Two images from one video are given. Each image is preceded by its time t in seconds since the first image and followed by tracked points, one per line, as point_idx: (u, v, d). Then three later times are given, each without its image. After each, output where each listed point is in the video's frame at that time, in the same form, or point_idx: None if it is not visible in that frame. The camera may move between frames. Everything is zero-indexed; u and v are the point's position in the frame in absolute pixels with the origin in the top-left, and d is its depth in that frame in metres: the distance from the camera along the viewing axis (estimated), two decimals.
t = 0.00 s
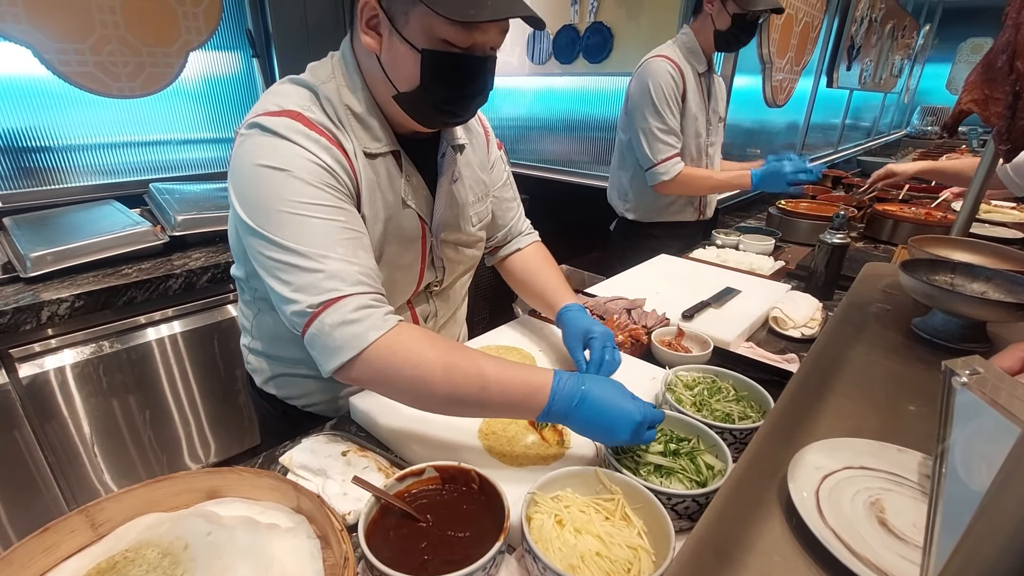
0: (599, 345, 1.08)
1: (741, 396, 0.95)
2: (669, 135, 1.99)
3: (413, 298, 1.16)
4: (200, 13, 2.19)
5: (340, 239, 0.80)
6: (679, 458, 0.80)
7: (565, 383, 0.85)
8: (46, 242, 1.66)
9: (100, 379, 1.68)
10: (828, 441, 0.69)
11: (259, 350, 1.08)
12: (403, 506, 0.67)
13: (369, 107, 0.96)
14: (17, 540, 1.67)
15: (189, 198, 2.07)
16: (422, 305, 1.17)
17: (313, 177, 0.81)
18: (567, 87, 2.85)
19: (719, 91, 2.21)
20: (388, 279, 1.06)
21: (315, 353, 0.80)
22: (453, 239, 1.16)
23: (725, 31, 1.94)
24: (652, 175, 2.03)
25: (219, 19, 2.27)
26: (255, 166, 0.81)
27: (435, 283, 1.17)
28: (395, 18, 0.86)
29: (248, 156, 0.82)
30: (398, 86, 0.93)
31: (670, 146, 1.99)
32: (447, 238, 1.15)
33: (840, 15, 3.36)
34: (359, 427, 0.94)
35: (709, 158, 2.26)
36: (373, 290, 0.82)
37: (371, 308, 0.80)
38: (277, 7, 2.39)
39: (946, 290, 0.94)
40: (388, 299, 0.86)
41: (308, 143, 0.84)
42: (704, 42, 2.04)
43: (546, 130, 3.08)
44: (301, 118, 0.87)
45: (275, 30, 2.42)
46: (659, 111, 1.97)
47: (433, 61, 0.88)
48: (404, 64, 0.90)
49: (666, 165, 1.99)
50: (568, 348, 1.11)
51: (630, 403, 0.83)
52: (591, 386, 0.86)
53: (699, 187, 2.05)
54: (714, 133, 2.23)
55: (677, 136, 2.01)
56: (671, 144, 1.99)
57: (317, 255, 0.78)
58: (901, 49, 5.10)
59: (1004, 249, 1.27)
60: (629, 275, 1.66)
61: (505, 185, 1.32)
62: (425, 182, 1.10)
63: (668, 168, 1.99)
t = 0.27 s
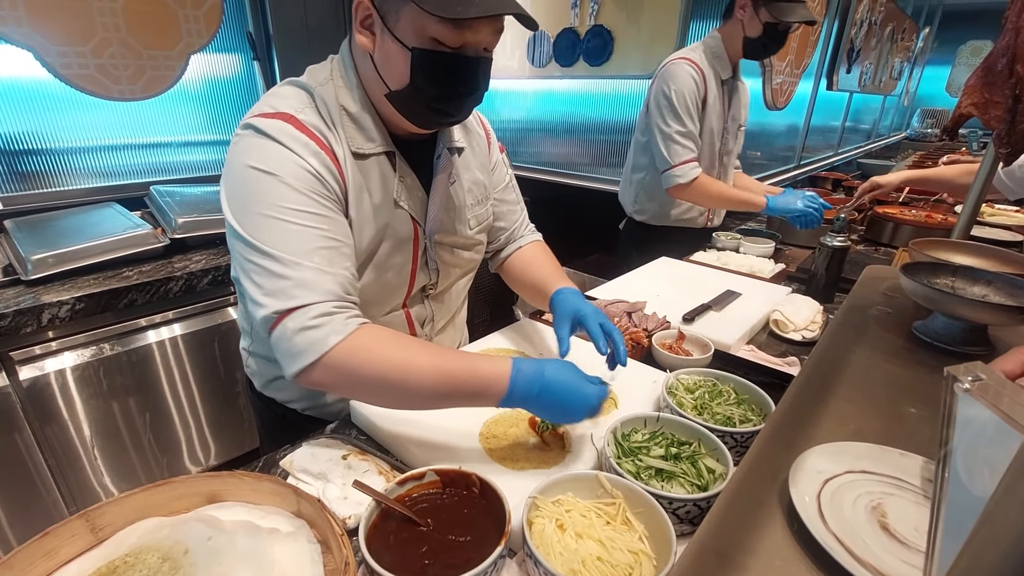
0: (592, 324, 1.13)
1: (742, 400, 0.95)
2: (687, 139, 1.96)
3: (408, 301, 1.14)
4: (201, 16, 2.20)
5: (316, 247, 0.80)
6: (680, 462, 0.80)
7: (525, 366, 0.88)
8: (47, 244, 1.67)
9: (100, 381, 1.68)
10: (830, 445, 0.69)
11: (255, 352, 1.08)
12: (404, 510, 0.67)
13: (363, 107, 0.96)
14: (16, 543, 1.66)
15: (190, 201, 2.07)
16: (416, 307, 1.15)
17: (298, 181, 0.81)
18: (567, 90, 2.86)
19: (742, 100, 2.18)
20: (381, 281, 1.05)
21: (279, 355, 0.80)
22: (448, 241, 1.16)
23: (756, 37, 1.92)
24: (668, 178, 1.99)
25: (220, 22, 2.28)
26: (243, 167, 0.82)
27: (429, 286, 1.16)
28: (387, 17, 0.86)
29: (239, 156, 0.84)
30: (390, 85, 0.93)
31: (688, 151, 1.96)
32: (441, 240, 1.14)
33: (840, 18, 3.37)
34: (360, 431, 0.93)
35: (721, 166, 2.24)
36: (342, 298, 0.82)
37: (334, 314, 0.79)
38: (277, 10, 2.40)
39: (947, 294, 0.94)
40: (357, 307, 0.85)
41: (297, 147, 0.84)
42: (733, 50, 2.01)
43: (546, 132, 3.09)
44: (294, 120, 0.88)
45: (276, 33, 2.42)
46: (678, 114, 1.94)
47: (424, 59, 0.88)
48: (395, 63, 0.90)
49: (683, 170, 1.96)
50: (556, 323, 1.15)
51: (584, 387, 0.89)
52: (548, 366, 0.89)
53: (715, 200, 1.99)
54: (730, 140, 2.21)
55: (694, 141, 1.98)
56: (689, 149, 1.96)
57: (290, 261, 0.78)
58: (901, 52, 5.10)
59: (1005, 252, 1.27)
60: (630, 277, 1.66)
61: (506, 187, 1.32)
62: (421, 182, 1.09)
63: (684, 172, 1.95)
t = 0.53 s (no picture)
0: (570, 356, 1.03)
1: (743, 402, 0.95)
2: (701, 143, 1.94)
3: (397, 300, 1.13)
4: (202, 18, 2.21)
5: (291, 243, 0.81)
6: (681, 464, 0.80)
7: (496, 372, 0.88)
8: (48, 246, 1.67)
9: (101, 383, 1.68)
10: (831, 447, 0.68)
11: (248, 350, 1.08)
12: (404, 512, 0.67)
13: (348, 102, 0.95)
14: (16, 546, 1.66)
15: (190, 203, 2.08)
16: (404, 308, 1.15)
17: (276, 177, 0.82)
18: (567, 91, 2.87)
19: (768, 109, 2.14)
20: (365, 279, 1.04)
21: (253, 348, 0.81)
22: (438, 243, 1.15)
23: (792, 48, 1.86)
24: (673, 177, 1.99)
25: (221, 24, 2.29)
26: (226, 162, 0.83)
27: (418, 287, 1.14)
28: (370, 14, 0.87)
29: (224, 151, 0.85)
30: (373, 81, 0.93)
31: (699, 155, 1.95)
32: (430, 240, 1.13)
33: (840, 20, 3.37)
34: (360, 432, 0.93)
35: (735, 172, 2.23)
36: (316, 295, 0.82)
37: (307, 310, 0.80)
38: (279, 12, 2.40)
39: (948, 295, 0.93)
40: (334, 305, 0.85)
41: (277, 142, 0.84)
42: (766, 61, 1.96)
43: (547, 134, 3.09)
44: (277, 116, 0.88)
45: (277, 36, 2.43)
46: (699, 120, 1.92)
47: (405, 57, 0.88)
48: (378, 60, 0.91)
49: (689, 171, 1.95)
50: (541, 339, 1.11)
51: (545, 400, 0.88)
52: (519, 372, 0.88)
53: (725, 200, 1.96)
54: (749, 148, 2.18)
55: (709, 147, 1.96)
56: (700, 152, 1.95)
57: (264, 256, 0.78)
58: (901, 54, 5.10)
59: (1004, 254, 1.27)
60: (631, 279, 1.66)
61: (506, 190, 1.31)
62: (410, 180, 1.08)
63: (686, 175, 1.95)
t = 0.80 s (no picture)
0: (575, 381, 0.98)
1: (744, 404, 0.95)
2: (714, 152, 1.93)
3: (397, 302, 1.14)
4: (203, 21, 2.22)
5: (295, 244, 0.81)
6: (682, 466, 0.80)
7: (500, 373, 0.87)
8: (49, 248, 1.67)
9: (101, 384, 1.68)
10: (832, 450, 0.68)
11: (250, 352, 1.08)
12: (405, 514, 0.67)
13: (349, 105, 0.96)
14: (16, 548, 1.65)
15: (191, 204, 2.08)
16: (404, 310, 1.15)
17: (279, 179, 0.82)
18: (567, 94, 2.87)
19: (782, 118, 2.13)
20: (364, 280, 1.05)
21: (258, 351, 0.81)
22: (436, 245, 1.15)
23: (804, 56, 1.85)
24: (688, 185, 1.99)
25: (222, 27, 2.30)
26: (229, 166, 0.84)
27: (418, 289, 1.15)
28: (365, 14, 0.88)
29: (227, 155, 0.85)
30: (371, 81, 0.94)
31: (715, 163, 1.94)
32: (430, 242, 1.14)
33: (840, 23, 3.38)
34: (361, 434, 0.93)
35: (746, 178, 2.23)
36: (320, 297, 0.82)
37: (312, 312, 0.80)
38: (280, 15, 2.41)
39: (948, 297, 0.94)
40: (338, 306, 0.86)
41: (279, 145, 0.85)
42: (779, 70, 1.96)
43: (547, 136, 3.09)
44: (279, 119, 0.88)
45: (278, 38, 2.43)
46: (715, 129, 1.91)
47: (401, 53, 0.88)
48: (374, 58, 0.91)
49: (705, 181, 1.94)
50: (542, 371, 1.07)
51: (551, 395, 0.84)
52: (525, 380, 0.86)
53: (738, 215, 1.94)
54: (761, 155, 2.18)
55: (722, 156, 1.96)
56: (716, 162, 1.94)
57: (268, 258, 0.79)
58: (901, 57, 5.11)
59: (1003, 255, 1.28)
60: (631, 281, 1.66)
61: (504, 191, 1.32)
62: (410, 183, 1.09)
63: (702, 185, 1.94)
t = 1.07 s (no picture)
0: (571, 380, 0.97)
1: (744, 404, 0.95)
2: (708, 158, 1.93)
3: (404, 301, 1.14)
4: (204, 22, 2.22)
5: (337, 227, 0.80)
6: (682, 467, 0.80)
7: (563, 393, 0.83)
8: (49, 249, 1.67)
9: (101, 385, 1.68)
10: (834, 450, 0.68)
11: (255, 357, 1.08)
12: (406, 516, 0.66)
13: (354, 106, 0.96)
14: (16, 550, 1.65)
15: (191, 206, 2.08)
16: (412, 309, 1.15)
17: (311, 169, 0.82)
18: (567, 95, 2.87)
19: (775, 117, 2.12)
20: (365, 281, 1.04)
21: (313, 343, 0.78)
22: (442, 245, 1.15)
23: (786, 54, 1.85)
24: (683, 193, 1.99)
25: (223, 28, 2.30)
26: (249, 161, 0.81)
27: (425, 288, 1.16)
28: (358, 9, 0.89)
29: (241, 151, 0.82)
30: (366, 76, 0.94)
31: (710, 168, 1.94)
32: (439, 241, 1.14)
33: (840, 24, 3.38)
34: (361, 435, 0.93)
35: (744, 179, 2.22)
36: (375, 275, 0.82)
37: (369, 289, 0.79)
38: (280, 16, 2.41)
39: (948, 298, 0.94)
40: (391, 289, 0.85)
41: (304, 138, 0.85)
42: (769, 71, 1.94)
43: (547, 137, 3.09)
44: (294, 116, 0.88)
45: (279, 40, 2.44)
46: (705, 133, 1.90)
47: (394, 44, 0.89)
48: (367, 52, 0.91)
49: (700, 188, 1.94)
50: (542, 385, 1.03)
51: (622, 402, 0.84)
52: (590, 400, 0.83)
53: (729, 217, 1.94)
54: (757, 155, 2.17)
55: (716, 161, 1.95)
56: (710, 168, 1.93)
57: (316, 243, 0.77)
58: (900, 58, 5.12)
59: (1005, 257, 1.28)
60: (631, 282, 1.66)
61: (503, 189, 1.31)
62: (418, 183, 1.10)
63: (696, 191, 1.94)
